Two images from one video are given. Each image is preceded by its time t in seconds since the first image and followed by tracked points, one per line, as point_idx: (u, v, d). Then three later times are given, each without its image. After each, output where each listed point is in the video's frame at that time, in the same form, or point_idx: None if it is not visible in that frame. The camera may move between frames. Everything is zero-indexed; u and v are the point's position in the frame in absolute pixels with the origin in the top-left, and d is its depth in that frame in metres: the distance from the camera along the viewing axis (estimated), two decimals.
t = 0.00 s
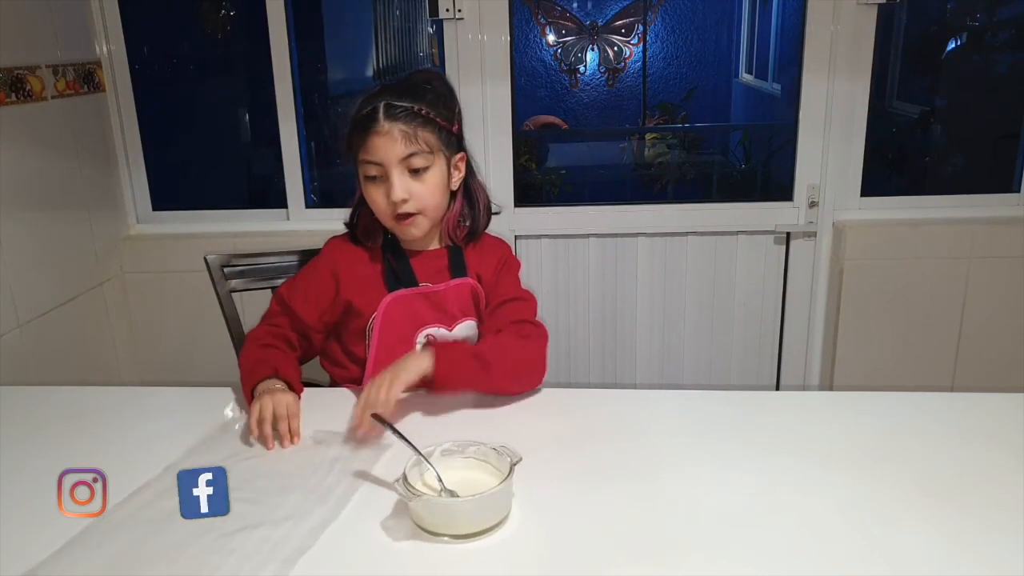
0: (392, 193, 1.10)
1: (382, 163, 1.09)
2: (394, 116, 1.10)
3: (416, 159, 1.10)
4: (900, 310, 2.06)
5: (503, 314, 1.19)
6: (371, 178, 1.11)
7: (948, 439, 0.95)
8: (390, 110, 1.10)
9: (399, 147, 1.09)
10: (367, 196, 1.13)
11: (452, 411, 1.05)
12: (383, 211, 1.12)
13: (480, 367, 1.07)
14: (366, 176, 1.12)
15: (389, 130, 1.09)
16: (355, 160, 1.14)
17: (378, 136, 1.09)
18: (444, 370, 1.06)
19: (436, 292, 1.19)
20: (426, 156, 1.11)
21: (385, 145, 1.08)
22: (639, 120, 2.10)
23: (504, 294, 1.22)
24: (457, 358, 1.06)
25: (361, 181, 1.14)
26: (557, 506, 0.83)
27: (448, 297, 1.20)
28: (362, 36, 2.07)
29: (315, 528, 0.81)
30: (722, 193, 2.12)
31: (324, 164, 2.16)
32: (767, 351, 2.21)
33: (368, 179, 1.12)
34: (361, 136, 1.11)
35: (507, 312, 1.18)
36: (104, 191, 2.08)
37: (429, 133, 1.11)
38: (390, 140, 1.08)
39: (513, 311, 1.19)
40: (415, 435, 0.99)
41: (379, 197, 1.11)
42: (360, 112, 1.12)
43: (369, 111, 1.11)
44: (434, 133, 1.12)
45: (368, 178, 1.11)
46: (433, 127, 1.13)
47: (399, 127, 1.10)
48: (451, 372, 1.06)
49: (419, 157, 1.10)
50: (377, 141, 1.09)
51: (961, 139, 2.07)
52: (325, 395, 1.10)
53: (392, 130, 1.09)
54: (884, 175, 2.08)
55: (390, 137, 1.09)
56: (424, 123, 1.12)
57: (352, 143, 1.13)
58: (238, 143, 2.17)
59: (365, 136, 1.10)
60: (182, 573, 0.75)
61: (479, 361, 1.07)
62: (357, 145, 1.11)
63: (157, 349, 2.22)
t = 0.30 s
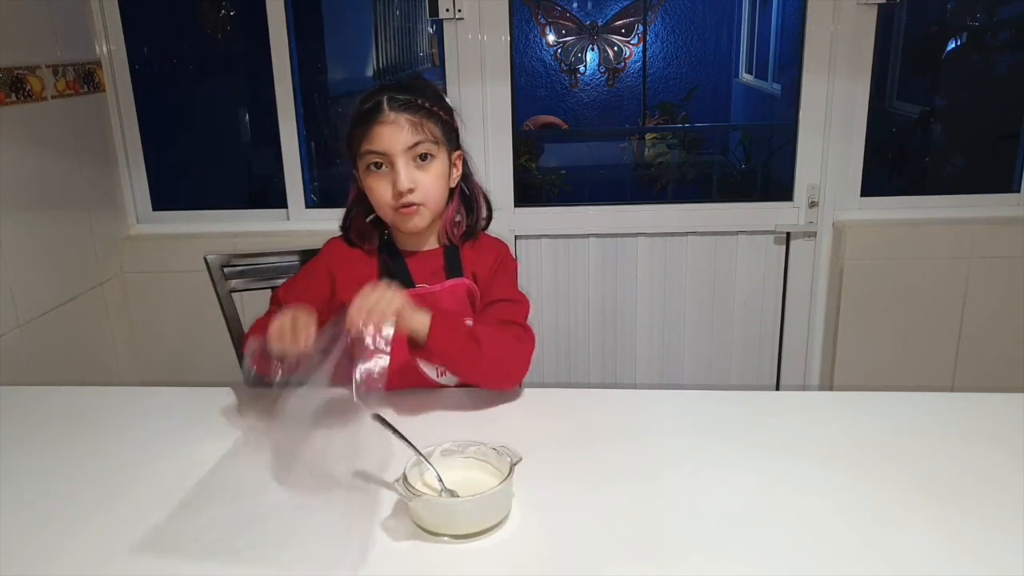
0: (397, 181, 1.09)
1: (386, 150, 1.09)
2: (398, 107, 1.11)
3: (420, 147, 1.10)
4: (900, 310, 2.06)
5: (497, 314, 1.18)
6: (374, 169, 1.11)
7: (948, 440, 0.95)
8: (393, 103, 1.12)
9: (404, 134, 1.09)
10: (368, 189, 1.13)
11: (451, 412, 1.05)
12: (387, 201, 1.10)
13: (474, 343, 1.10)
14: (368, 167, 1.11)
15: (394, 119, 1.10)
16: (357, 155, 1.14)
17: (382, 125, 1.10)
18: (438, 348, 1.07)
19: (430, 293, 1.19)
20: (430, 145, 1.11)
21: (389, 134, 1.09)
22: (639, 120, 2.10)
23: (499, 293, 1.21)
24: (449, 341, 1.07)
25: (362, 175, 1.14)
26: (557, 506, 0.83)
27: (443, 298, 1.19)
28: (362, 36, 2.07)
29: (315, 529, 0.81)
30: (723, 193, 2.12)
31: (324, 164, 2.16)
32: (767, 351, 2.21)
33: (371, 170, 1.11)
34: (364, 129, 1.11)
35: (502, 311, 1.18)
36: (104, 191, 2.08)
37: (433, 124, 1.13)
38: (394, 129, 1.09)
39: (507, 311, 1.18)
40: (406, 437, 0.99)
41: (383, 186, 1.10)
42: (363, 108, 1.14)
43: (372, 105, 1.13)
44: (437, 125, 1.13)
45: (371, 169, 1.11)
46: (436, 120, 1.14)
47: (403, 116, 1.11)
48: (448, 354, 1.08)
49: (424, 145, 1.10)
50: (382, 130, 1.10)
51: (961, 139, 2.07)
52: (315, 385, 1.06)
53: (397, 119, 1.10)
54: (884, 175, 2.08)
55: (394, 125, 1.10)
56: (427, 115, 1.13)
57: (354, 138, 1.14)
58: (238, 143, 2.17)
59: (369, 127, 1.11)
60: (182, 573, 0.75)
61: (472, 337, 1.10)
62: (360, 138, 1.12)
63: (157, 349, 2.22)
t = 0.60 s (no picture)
0: (400, 176, 1.09)
1: (392, 144, 1.09)
2: (406, 104, 1.12)
3: (426, 145, 1.10)
4: (900, 310, 2.06)
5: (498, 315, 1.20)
6: (377, 162, 1.10)
7: (947, 440, 0.95)
8: (402, 101, 1.13)
9: (411, 130, 1.10)
10: (368, 182, 1.12)
11: (450, 412, 1.05)
12: (386, 195, 1.10)
13: (484, 337, 1.12)
14: (370, 160, 1.11)
15: (402, 116, 1.11)
16: (359, 147, 1.13)
17: (390, 120, 1.10)
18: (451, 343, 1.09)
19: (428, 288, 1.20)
20: (436, 144, 1.11)
21: (397, 128, 1.09)
22: (639, 120, 2.10)
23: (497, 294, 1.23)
24: (457, 334, 1.09)
25: (362, 168, 1.13)
26: (557, 507, 0.83)
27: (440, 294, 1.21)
28: (362, 36, 2.07)
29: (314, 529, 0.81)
30: (722, 193, 2.12)
31: (323, 164, 2.16)
32: (767, 352, 2.21)
33: (373, 163, 1.11)
34: (371, 122, 1.11)
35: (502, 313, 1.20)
36: (104, 191, 2.08)
37: (439, 124, 1.13)
38: (402, 124, 1.10)
39: (508, 312, 1.20)
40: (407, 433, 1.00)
41: (385, 180, 1.10)
42: (370, 103, 1.14)
43: (380, 100, 1.13)
44: (443, 125, 1.14)
45: (374, 162, 1.11)
46: (443, 121, 1.15)
47: (412, 114, 1.11)
48: (458, 349, 1.09)
49: (430, 143, 1.11)
50: (389, 124, 1.10)
51: (961, 139, 2.07)
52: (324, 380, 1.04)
53: (405, 115, 1.11)
54: (884, 176, 2.08)
55: (402, 121, 1.10)
56: (434, 115, 1.14)
57: (358, 131, 1.13)
58: (238, 143, 2.17)
59: (376, 120, 1.11)
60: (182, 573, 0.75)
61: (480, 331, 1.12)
62: (365, 132, 1.12)
63: (157, 349, 2.22)
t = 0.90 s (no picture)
0: (396, 171, 1.09)
1: (391, 139, 1.09)
2: (409, 101, 1.12)
3: (425, 143, 1.11)
4: (901, 310, 2.06)
5: (497, 317, 1.20)
6: (375, 156, 1.11)
7: (947, 440, 0.95)
8: (405, 97, 1.13)
9: (412, 126, 1.10)
10: (365, 175, 1.12)
11: (449, 412, 1.05)
12: (382, 189, 1.10)
13: (490, 344, 1.12)
14: (368, 153, 1.11)
15: (404, 112, 1.11)
16: (359, 140, 1.13)
17: (391, 115, 1.10)
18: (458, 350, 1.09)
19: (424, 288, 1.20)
20: (435, 142, 1.12)
21: (397, 123, 1.10)
22: (639, 120, 2.10)
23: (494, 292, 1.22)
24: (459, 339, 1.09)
25: (360, 161, 1.13)
26: (557, 507, 0.83)
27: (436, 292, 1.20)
28: (362, 36, 2.07)
29: (314, 528, 0.81)
30: (722, 193, 2.12)
31: (323, 164, 2.16)
32: (767, 352, 2.21)
33: (372, 157, 1.11)
34: (373, 117, 1.11)
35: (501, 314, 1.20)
36: (104, 191, 2.08)
37: (440, 123, 1.13)
38: (403, 120, 1.10)
39: (507, 312, 1.20)
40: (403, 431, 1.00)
41: (381, 174, 1.10)
42: (374, 97, 1.14)
43: (384, 95, 1.13)
44: (444, 125, 1.14)
45: (373, 156, 1.11)
46: (444, 121, 1.15)
47: (413, 110, 1.12)
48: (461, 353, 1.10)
49: (429, 141, 1.11)
50: (390, 119, 1.10)
51: (961, 139, 2.07)
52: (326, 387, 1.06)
53: (406, 111, 1.11)
54: (884, 176, 2.08)
55: (404, 117, 1.10)
56: (436, 114, 1.14)
57: (359, 125, 1.14)
58: (238, 143, 2.17)
59: (378, 114, 1.11)
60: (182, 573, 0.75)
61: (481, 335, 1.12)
62: (366, 126, 1.12)
63: (157, 350, 2.22)
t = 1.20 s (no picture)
0: (390, 173, 1.10)
1: (385, 141, 1.10)
2: (403, 102, 1.12)
3: (419, 145, 1.11)
4: (901, 310, 2.06)
5: (497, 320, 1.20)
6: (369, 158, 1.11)
7: (948, 440, 0.95)
8: (399, 98, 1.13)
9: (405, 128, 1.11)
10: (359, 176, 1.13)
11: (448, 413, 1.05)
12: (376, 192, 1.11)
13: (501, 363, 1.11)
14: (362, 155, 1.12)
15: (398, 113, 1.11)
16: (354, 142, 1.14)
17: (385, 116, 1.11)
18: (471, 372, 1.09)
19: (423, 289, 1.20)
20: (429, 144, 1.12)
21: (391, 125, 1.10)
22: (639, 120, 2.10)
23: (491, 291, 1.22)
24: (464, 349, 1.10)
25: (355, 162, 1.14)
26: (557, 507, 0.83)
27: (433, 290, 1.21)
28: (362, 36, 2.07)
29: (314, 528, 0.81)
30: (722, 193, 2.12)
31: (323, 164, 2.16)
32: (767, 352, 2.21)
33: (366, 159, 1.12)
34: (367, 118, 1.12)
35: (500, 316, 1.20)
36: (104, 191, 2.08)
37: (434, 124, 1.13)
38: (397, 122, 1.11)
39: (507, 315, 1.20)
40: (404, 433, 0.99)
41: (375, 176, 1.11)
42: (368, 98, 1.14)
43: (378, 96, 1.14)
44: (439, 126, 1.14)
45: (367, 158, 1.12)
46: (439, 122, 1.15)
47: (408, 111, 1.12)
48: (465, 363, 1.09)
49: (423, 143, 1.11)
50: (384, 121, 1.11)
51: (961, 139, 2.07)
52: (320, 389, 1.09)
53: (400, 113, 1.11)
54: (884, 176, 2.08)
55: (397, 119, 1.11)
56: (431, 115, 1.14)
57: (354, 126, 1.14)
58: (238, 143, 2.17)
59: (372, 116, 1.11)
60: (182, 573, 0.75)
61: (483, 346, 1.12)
62: (360, 126, 1.12)
63: (157, 350, 2.22)
